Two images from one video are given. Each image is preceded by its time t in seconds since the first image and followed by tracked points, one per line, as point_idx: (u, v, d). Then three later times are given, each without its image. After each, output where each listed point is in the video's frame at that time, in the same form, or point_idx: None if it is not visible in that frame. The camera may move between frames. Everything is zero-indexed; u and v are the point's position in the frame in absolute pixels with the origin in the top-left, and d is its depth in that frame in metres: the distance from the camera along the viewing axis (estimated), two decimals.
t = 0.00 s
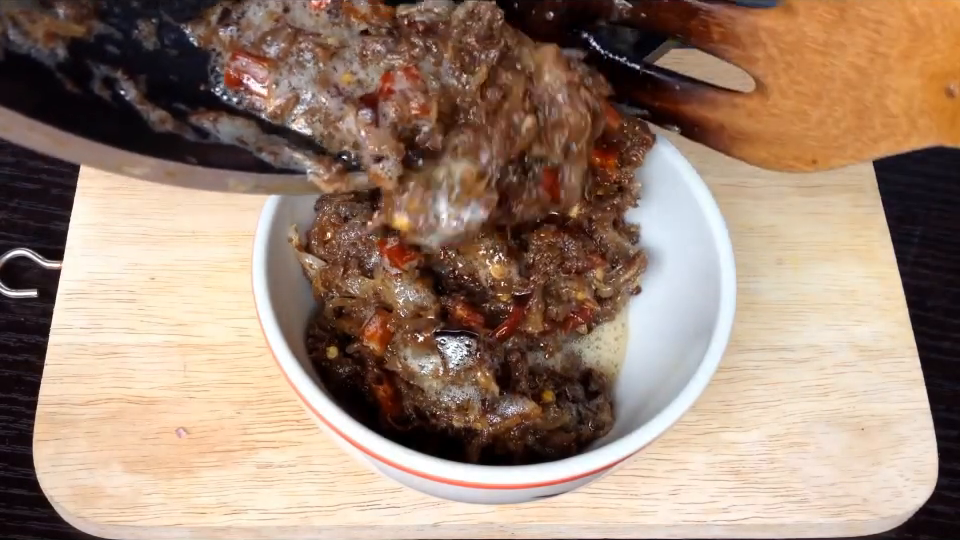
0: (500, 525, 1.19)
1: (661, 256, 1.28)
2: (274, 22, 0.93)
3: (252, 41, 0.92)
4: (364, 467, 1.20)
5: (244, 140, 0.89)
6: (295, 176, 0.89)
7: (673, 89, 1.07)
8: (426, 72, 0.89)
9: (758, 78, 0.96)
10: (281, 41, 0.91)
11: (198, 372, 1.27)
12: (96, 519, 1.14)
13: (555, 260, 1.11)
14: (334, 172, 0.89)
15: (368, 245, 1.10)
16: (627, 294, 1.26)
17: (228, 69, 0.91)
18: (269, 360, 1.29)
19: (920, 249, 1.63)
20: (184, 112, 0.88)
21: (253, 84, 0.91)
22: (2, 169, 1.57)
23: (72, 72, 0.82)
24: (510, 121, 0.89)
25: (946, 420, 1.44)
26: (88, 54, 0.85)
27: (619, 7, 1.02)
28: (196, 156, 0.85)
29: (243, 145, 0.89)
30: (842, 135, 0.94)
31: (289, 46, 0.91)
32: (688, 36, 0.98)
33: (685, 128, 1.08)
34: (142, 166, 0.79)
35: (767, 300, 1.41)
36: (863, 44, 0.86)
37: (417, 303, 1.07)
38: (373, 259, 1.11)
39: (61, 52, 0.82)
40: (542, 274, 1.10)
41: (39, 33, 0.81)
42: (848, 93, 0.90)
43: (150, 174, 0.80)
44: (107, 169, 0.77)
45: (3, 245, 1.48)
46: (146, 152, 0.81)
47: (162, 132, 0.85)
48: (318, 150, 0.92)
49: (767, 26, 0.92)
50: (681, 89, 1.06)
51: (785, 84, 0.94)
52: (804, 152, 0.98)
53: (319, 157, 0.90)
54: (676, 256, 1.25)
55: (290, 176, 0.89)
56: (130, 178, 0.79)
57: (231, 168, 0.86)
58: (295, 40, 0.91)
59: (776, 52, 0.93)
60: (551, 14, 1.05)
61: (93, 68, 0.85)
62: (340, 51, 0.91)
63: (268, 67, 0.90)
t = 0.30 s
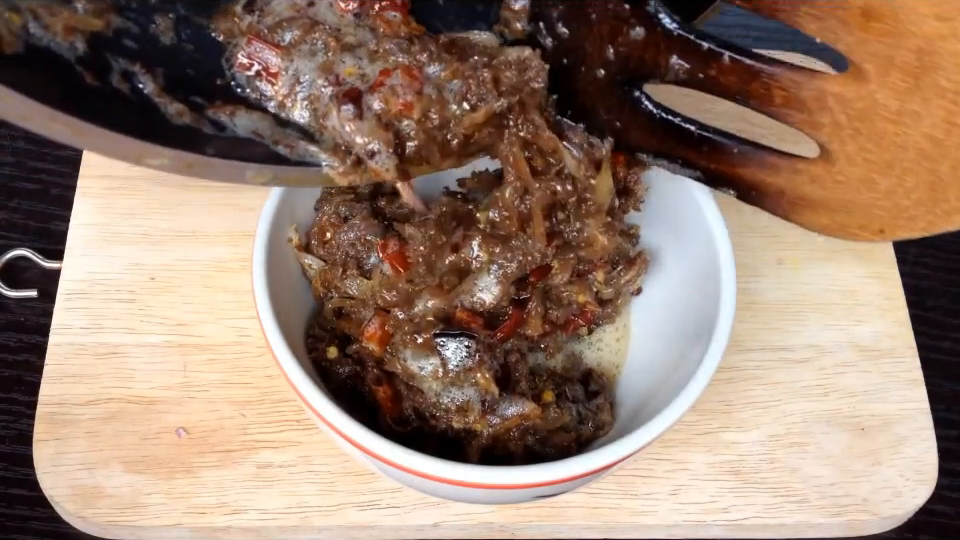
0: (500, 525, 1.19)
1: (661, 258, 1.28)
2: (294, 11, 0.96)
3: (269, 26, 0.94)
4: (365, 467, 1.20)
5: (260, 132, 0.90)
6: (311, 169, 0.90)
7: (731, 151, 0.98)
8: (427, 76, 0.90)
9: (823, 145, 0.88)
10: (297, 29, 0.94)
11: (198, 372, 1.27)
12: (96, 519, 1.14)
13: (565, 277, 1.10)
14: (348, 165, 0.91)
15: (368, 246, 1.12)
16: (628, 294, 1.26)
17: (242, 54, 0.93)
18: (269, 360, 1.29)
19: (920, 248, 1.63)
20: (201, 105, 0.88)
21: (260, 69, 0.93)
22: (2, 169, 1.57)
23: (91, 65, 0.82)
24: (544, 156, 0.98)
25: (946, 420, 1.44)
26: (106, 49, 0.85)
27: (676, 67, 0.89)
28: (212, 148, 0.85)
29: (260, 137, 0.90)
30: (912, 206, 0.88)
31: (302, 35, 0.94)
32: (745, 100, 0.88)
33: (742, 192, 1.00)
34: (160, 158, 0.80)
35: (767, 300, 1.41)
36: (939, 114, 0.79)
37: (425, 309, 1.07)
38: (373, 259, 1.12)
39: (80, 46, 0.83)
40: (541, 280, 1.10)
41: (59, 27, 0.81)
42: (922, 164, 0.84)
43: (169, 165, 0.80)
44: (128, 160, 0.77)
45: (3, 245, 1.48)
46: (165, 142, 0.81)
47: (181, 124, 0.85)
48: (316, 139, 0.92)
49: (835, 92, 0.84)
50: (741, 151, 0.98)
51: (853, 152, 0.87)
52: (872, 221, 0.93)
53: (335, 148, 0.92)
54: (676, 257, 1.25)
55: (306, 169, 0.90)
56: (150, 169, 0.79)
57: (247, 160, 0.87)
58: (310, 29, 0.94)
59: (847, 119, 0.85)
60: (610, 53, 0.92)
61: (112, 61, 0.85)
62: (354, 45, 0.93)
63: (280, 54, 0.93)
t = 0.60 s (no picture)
0: (500, 525, 1.19)
1: (661, 258, 1.28)
2: (264, 8, 0.94)
3: (239, 22, 0.92)
4: (365, 467, 1.20)
5: (223, 133, 0.86)
6: (275, 170, 0.85)
7: (797, 40, 0.88)
8: (405, 73, 0.86)
9: (890, 32, 0.81)
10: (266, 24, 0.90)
11: (198, 372, 1.27)
12: (95, 519, 1.14)
13: (566, 278, 1.11)
14: (315, 165, 0.86)
15: (368, 246, 1.12)
16: (629, 295, 1.26)
17: (210, 52, 0.91)
18: (269, 360, 1.29)
19: (920, 249, 1.63)
20: (160, 105, 0.85)
21: (227, 66, 0.90)
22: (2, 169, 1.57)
23: (46, 66, 0.81)
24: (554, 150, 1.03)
25: (946, 420, 1.44)
26: (64, 48, 0.85)
27: None
28: (169, 150, 0.81)
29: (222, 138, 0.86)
30: None
31: (272, 32, 0.90)
32: None
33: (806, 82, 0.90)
34: (115, 160, 0.76)
35: (767, 300, 1.41)
36: None
37: (426, 309, 1.07)
38: (373, 259, 1.12)
39: (34, 46, 0.82)
40: (542, 279, 1.11)
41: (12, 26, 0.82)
42: None
43: (123, 168, 0.76)
44: (78, 164, 0.73)
45: (3, 245, 1.48)
46: (120, 146, 0.78)
47: (140, 125, 0.82)
48: (284, 140, 0.88)
49: None
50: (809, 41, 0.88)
51: (923, 41, 0.80)
52: (932, 114, 0.85)
53: (301, 149, 0.87)
54: (677, 257, 1.25)
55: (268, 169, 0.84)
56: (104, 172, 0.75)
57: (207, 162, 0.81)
58: (279, 27, 0.90)
59: (919, 7, 0.78)
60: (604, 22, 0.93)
61: (68, 61, 0.84)
62: (326, 46, 0.90)
63: (248, 52, 0.89)
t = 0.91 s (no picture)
0: (499, 525, 1.19)
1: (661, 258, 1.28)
2: (220, 15, 0.93)
3: (194, 30, 0.91)
4: (364, 467, 1.20)
5: (177, 141, 0.86)
6: (229, 178, 0.86)
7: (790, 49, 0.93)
8: (364, 79, 0.87)
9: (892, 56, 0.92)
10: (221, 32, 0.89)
11: (198, 372, 1.27)
12: (95, 519, 1.14)
13: (566, 278, 1.11)
14: (270, 173, 0.86)
15: (367, 246, 1.11)
16: (629, 296, 1.26)
17: (162, 61, 0.89)
18: (269, 360, 1.29)
19: (920, 249, 1.63)
20: (112, 115, 0.86)
21: (181, 75, 0.89)
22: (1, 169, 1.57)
23: None
24: (559, 149, 1.06)
25: (947, 420, 1.44)
26: (11, 60, 0.85)
27: None
28: (118, 160, 0.83)
29: (174, 149, 0.86)
30: None
31: (227, 39, 0.89)
32: None
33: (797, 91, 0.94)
34: (61, 172, 0.79)
35: (767, 300, 1.41)
36: None
37: (428, 309, 1.08)
38: (373, 259, 1.12)
39: None
40: (542, 279, 1.11)
41: None
42: None
43: (68, 180, 0.80)
44: (20, 174, 0.78)
45: (3, 246, 1.48)
46: (68, 156, 0.80)
47: (86, 136, 0.83)
48: (240, 148, 0.88)
49: None
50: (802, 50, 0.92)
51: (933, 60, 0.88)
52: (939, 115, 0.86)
53: (256, 156, 0.87)
54: (677, 258, 1.25)
55: (224, 180, 0.86)
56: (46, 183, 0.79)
57: (156, 169, 0.84)
58: (235, 35, 0.89)
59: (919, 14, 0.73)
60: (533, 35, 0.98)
61: (14, 73, 0.84)
62: (283, 52, 0.89)
63: (203, 60, 0.88)
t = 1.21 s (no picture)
0: (499, 525, 1.19)
1: (661, 259, 1.28)
2: (241, 18, 0.93)
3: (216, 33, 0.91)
4: (365, 467, 1.20)
5: (198, 145, 0.85)
6: (250, 184, 0.85)
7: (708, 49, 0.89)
8: (385, 86, 0.86)
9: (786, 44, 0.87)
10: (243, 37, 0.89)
11: (197, 371, 1.27)
12: (96, 519, 1.14)
13: (567, 280, 1.11)
14: (291, 179, 0.85)
15: (368, 246, 1.12)
16: (630, 298, 1.25)
17: (184, 63, 0.88)
18: (269, 360, 1.29)
19: (920, 249, 1.63)
20: (134, 119, 0.84)
21: (202, 78, 0.88)
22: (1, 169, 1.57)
23: (18, 82, 0.81)
24: (567, 153, 1.08)
25: (946, 420, 1.44)
26: (33, 62, 0.84)
27: None
28: (142, 164, 0.80)
29: (196, 153, 0.84)
30: (865, 108, 0.89)
31: (249, 43, 0.89)
32: None
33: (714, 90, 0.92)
34: (85, 178, 0.76)
35: (767, 300, 1.41)
36: (894, 19, 0.81)
37: (427, 309, 1.08)
38: (373, 259, 1.12)
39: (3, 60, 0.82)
40: (543, 281, 1.11)
41: None
42: (873, 65, 0.85)
43: (95, 187, 0.76)
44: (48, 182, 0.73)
45: (3, 245, 1.48)
46: (93, 163, 0.78)
47: (109, 140, 0.81)
48: (261, 152, 0.87)
49: None
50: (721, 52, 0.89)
51: (816, 53, 0.87)
52: (827, 122, 0.92)
53: (277, 161, 0.86)
54: (676, 258, 1.25)
55: (244, 185, 0.84)
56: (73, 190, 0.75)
57: (181, 177, 0.81)
58: (257, 38, 0.89)
59: (812, 19, 0.84)
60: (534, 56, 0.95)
61: (37, 75, 0.82)
62: (306, 58, 0.89)
63: (225, 63, 0.88)
